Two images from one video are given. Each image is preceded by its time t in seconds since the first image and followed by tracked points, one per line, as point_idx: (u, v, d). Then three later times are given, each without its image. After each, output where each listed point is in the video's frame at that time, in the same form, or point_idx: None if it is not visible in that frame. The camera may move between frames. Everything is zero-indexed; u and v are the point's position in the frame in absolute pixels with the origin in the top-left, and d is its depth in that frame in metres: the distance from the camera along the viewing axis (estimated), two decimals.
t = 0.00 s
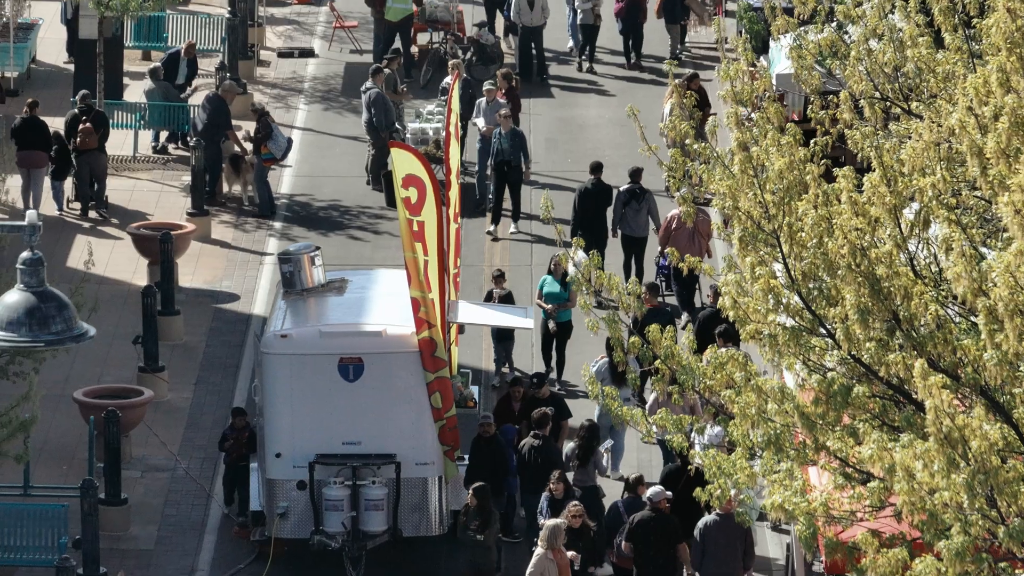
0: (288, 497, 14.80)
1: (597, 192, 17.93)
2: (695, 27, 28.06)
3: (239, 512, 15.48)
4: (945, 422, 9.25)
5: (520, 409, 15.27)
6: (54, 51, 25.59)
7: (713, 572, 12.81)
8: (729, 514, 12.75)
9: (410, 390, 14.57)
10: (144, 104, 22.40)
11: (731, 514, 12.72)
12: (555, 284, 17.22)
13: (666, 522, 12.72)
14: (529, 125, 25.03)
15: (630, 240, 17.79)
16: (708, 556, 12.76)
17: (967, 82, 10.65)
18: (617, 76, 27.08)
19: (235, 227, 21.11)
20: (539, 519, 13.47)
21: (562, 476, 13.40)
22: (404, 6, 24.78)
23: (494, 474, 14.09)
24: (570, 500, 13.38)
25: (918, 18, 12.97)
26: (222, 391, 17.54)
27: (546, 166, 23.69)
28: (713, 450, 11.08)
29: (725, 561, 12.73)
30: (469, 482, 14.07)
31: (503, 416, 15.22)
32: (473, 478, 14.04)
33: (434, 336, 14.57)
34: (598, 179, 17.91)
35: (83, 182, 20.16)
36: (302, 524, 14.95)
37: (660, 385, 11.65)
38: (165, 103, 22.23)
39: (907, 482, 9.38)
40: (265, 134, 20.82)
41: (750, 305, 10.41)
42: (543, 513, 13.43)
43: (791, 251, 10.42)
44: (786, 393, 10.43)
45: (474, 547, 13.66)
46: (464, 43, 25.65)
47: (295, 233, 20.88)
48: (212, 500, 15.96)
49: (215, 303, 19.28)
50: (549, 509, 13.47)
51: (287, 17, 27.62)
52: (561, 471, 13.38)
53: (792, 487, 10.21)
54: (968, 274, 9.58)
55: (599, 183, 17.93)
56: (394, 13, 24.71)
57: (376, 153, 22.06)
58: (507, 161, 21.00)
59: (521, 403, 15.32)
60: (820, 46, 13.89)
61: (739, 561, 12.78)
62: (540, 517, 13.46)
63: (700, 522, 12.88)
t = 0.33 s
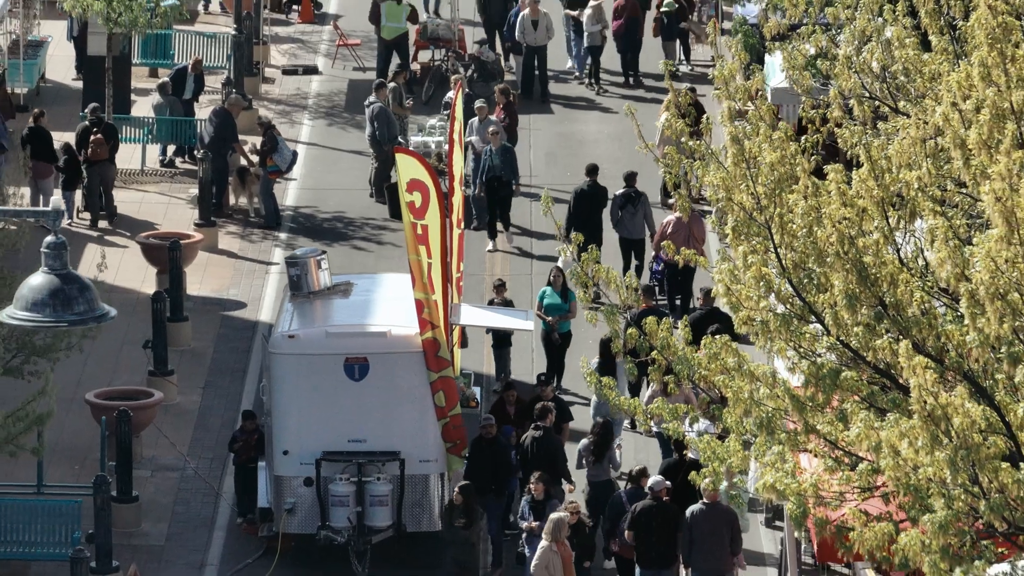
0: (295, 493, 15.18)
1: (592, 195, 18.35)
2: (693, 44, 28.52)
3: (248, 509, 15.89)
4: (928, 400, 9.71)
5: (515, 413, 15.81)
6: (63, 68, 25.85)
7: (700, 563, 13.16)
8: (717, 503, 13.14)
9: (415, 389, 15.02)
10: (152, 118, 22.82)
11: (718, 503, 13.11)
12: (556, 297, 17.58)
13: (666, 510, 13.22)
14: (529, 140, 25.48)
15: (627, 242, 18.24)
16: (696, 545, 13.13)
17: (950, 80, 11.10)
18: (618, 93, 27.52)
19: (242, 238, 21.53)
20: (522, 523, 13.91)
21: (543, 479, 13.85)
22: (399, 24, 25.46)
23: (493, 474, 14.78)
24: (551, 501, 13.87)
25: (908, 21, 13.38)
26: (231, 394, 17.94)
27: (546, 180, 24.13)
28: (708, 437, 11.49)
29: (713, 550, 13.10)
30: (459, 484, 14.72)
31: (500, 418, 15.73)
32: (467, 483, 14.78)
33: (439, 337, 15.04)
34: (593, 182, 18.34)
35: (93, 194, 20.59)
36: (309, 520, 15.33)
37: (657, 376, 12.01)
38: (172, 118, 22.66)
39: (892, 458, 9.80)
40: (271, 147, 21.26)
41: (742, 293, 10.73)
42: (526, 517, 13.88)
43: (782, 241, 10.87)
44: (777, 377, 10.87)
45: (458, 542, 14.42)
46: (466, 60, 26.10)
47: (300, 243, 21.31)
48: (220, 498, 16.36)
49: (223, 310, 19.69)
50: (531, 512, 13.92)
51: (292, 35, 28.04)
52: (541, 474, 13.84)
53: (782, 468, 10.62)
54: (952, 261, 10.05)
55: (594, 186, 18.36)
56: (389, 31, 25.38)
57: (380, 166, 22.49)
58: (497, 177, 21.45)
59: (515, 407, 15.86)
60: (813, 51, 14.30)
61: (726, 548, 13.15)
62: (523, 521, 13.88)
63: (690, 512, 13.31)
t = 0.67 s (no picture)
0: (302, 493, 15.60)
1: (590, 207, 18.82)
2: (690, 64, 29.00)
3: (256, 509, 16.28)
4: (914, 384, 10.17)
5: (514, 420, 16.15)
6: (71, 88, 26.10)
7: (692, 555, 13.62)
8: (708, 497, 13.56)
9: (419, 392, 15.46)
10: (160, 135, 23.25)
11: (708, 498, 13.54)
12: (553, 309, 18.00)
13: (660, 505, 13.55)
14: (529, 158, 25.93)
15: (626, 253, 18.59)
16: (689, 539, 13.58)
17: (935, 84, 11.55)
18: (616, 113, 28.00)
19: (248, 251, 21.95)
20: (510, 527, 14.33)
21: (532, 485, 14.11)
22: (390, 43, 26.02)
23: (490, 478, 15.23)
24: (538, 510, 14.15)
25: (897, 28, 13.81)
26: (238, 400, 18.34)
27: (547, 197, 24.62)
28: (702, 428, 11.89)
29: (706, 544, 13.56)
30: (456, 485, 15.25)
31: (498, 425, 16.09)
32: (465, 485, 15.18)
33: (441, 341, 15.50)
34: (592, 193, 18.84)
35: (104, 207, 21.07)
36: (315, 519, 15.76)
37: (654, 370, 12.42)
38: (179, 135, 23.11)
39: (879, 440, 10.21)
40: (276, 161, 21.72)
41: (736, 285, 11.18)
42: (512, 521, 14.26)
43: (773, 236, 11.26)
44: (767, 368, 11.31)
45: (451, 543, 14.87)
46: (467, 78, 26.56)
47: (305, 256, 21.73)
48: (228, 499, 16.75)
49: (229, 320, 20.10)
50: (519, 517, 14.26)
51: (295, 56, 28.48)
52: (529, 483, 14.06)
53: (773, 455, 11.04)
54: (935, 251, 10.44)
55: (592, 198, 18.84)
56: (382, 50, 25.91)
57: (383, 181, 22.92)
58: (492, 197, 21.62)
59: (514, 414, 16.19)
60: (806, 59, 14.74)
61: (718, 541, 13.59)
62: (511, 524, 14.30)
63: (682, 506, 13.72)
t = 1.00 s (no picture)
0: (308, 493, 16.08)
1: (587, 214, 19.33)
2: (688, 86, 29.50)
3: (263, 510, 16.73)
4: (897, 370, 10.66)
5: (514, 427, 16.37)
6: (79, 109, 26.60)
7: (688, 548, 14.06)
8: (702, 494, 14.02)
9: (422, 395, 15.97)
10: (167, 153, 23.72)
11: (703, 493, 14.00)
12: (553, 323, 18.39)
13: (649, 499, 14.03)
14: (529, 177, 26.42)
15: (624, 258, 19.11)
16: (686, 533, 14.02)
17: (916, 89, 12.06)
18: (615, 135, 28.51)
19: (253, 266, 22.42)
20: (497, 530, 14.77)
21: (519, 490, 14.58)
22: (389, 65, 26.53)
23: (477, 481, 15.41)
24: (524, 516, 14.59)
25: (883, 34, 14.29)
26: (245, 407, 18.78)
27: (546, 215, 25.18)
28: (695, 419, 12.34)
29: (701, 538, 13.99)
30: (448, 488, 15.33)
31: (498, 433, 16.31)
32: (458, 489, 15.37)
33: (444, 346, 16.00)
34: (588, 202, 19.39)
35: (113, 222, 21.56)
36: (321, 519, 16.23)
37: (649, 365, 12.87)
38: (186, 153, 23.56)
39: (863, 424, 10.69)
40: (281, 178, 22.22)
41: (727, 279, 11.69)
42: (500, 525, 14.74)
43: (763, 232, 11.76)
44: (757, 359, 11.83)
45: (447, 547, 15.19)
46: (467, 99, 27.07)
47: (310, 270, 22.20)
48: (236, 502, 17.21)
49: (236, 332, 20.56)
50: (506, 522, 14.73)
51: (298, 78, 29.00)
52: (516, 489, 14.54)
53: (763, 443, 11.51)
54: (917, 243, 10.96)
55: (588, 205, 19.35)
56: (382, 72, 26.42)
57: (386, 198, 23.40)
58: (490, 216, 22.12)
59: (515, 420, 16.39)
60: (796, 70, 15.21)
61: (712, 535, 14.03)
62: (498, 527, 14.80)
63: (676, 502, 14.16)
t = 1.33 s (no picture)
0: (310, 494, 16.49)
1: (580, 224, 19.79)
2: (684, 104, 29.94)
3: (267, 511, 17.13)
4: (880, 360, 11.09)
5: (508, 434, 16.75)
6: (85, 126, 27.07)
7: (684, 540, 14.48)
8: (699, 489, 14.42)
9: (423, 398, 16.39)
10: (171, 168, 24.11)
11: (700, 488, 14.41)
12: (554, 334, 18.75)
13: (642, 495, 14.45)
14: (527, 194, 26.86)
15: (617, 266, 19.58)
16: (682, 527, 14.44)
17: (897, 91, 12.48)
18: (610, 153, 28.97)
19: (256, 278, 22.85)
20: (486, 534, 15.13)
21: (507, 496, 15.00)
22: (391, 83, 27.00)
23: (471, 483, 15.79)
24: (513, 521, 14.98)
25: (868, 41, 14.76)
26: (249, 414, 19.19)
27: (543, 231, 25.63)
28: (687, 413, 12.76)
29: (698, 532, 14.43)
30: (443, 488, 15.68)
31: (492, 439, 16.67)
32: (453, 492, 15.77)
33: (443, 350, 16.43)
34: (581, 214, 19.83)
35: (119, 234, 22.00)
36: (323, 519, 16.63)
37: (642, 362, 13.29)
38: (190, 169, 23.98)
39: (847, 413, 11.12)
40: (283, 192, 22.65)
41: (717, 274, 12.14)
42: (489, 530, 15.11)
43: (751, 229, 12.19)
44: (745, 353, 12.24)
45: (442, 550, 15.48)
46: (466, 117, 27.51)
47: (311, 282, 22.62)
48: (240, 504, 17.59)
49: (239, 341, 20.97)
50: (496, 527, 15.08)
51: (300, 97, 29.48)
52: (505, 495, 14.94)
53: (752, 435, 11.92)
54: (899, 239, 11.38)
55: (580, 216, 19.81)
56: (382, 90, 26.88)
57: (386, 213, 23.84)
58: (486, 234, 22.32)
59: (509, 427, 16.77)
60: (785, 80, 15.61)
61: (707, 529, 14.47)
62: (487, 532, 15.15)
63: (672, 497, 14.56)
